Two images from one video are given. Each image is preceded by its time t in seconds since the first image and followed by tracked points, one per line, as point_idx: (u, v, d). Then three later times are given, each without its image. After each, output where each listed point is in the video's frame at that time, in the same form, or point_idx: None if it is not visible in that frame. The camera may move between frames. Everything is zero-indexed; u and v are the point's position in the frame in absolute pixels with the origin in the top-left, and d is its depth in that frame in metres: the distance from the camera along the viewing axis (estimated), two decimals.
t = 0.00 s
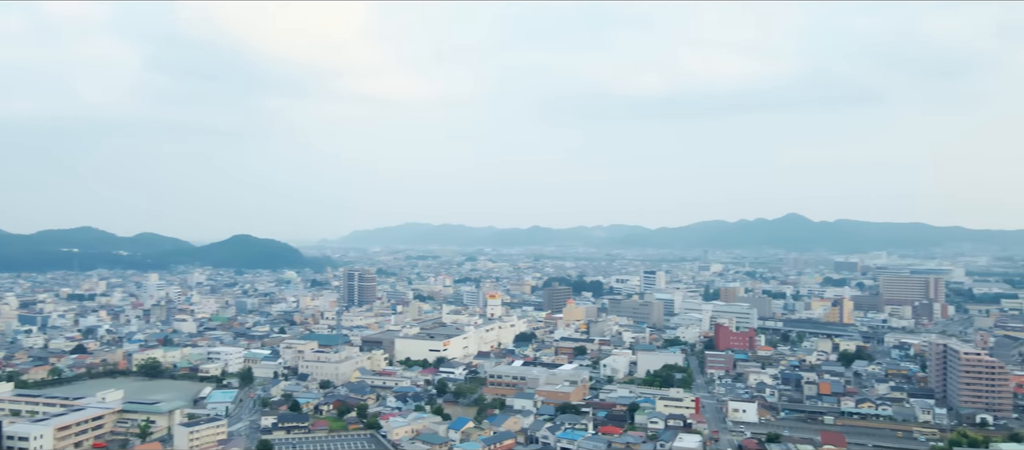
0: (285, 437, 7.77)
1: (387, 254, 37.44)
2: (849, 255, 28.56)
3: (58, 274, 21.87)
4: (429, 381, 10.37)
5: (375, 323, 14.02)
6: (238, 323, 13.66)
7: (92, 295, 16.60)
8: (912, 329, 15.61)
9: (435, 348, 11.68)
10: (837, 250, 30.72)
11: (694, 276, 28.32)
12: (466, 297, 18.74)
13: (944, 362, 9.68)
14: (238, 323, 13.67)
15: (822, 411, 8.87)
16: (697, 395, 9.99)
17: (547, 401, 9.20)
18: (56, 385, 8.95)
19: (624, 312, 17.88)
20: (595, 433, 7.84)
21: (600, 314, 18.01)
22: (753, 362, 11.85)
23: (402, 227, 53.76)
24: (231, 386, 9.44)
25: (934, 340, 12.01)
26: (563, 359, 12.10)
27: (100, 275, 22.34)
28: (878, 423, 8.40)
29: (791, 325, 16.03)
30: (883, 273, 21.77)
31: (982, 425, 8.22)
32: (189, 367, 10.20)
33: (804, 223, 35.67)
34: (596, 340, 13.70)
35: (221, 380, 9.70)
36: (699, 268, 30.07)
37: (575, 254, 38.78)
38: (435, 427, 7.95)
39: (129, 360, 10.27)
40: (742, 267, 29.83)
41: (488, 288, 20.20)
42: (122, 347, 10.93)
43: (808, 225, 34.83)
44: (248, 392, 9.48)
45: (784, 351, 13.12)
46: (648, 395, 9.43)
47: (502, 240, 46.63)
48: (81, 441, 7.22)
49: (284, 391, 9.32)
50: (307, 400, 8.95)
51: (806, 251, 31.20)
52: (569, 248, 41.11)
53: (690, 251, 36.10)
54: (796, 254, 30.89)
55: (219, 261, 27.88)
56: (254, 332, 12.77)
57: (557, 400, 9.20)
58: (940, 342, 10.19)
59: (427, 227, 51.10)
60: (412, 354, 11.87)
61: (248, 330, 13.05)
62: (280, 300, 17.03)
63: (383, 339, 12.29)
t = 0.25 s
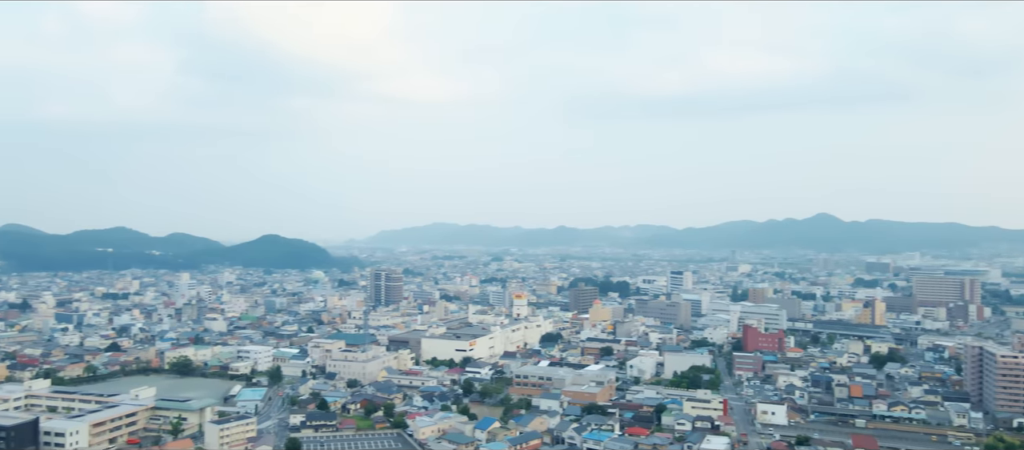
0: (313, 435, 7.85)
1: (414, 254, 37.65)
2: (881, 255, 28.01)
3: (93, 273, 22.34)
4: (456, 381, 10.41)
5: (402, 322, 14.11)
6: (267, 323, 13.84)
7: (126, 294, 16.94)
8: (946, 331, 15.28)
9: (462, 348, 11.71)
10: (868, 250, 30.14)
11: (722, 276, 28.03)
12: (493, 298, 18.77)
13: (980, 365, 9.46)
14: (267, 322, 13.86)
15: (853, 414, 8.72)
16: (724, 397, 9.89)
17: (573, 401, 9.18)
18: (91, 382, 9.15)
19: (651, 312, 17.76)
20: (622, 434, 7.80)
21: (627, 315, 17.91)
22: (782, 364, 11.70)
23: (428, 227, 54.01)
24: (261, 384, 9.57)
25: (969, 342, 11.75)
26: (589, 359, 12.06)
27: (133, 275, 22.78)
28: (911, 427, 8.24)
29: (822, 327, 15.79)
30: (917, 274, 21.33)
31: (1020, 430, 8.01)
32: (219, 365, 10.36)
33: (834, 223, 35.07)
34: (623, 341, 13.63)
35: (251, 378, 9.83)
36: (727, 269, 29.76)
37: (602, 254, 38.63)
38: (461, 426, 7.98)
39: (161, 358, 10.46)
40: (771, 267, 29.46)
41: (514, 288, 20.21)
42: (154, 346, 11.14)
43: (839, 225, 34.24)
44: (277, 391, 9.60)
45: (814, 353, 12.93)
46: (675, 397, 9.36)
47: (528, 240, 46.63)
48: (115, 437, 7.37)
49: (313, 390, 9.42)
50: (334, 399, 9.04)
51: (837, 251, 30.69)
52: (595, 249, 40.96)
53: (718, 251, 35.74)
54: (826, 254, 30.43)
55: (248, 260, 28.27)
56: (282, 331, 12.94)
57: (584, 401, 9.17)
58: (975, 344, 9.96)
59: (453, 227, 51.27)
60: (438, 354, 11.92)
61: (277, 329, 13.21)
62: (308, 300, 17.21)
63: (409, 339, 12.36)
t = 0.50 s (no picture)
0: (341, 433, 7.92)
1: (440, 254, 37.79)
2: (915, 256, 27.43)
3: (126, 273, 22.79)
4: (482, 381, 10.43)
5: (428, 322, 14.18)
6: (295, 322, 14.00)
7: (158, 293, 17.26)
8: (982, 334, 14.94)
9: (488, 348, 11.73)
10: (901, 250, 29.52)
11: (750, 277, 27.72)
12: (518, 298, 18.78)
13: (1017, 368, 9.23)
14: (295, 322, 14.01)
15: (885, 417, 8.56)
16: (753, 398, 9.78)
17: (599, 402, 9.15)
18: (125, 379, 9.33)
19: (678, 313, 17.62)
20: (648, 435, 7.76)
21: (653, 315, 17.80)
22: (812, 366, 11.53)
23: (454, 227, 54.19)
24: (289, 383, 9.68)
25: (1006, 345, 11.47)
26: (615, 360, 12.01)
27: (165, 274, 23.20)
28: (945, 431, 8.07)
29: (852, 328, 15.54)
30: (951, 275, 20.89)
31: None
32: (248, 364, 10.50)
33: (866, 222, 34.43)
34: (649, 342, 13.55)
35: (279, 377, 9.95)
36: (755, 269, 29.42)
37: (628, 254, 38.43)
38: (487, 426, 8.00)
39: (192, 356, 10.63)
40: (800, 268, 29.05)
41: (539, 288, 20.19)
42: (185, 344, 11.33)
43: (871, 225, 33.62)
44: (305, 389, 9.70)
45: (845, 355, 12.74)
46: (702, 398, 9.28)
47: (553, 240, 46.55)
48: (148, 433, 7.52)
49: (340, 388, 9.51)
50: (361, 397, 9.11)
51: (868, 252, 30.17)
52: (622, 249, 40.75)
53: (746, 252, 35.33)
54: (857, 255, 29.93)
55: (277, 260, 28.63)
56: (310, 330, 13.07)
57: (610, 402, 9.13)
58: (1012, 347, 9.72)
59: (479, 228, 51.38)
60: (464, 354, 11.96)
61: (305, 328, 13.36)
62: (335, 299, 17.37)
63: (435, 339, 12.42)
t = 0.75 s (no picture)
0: (367, 432, 7.98)
1: (465, 254, 37.92)
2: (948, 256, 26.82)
3: (158, 272, 23.20)
4: (507, 381, 10.43)
5: (453, 322, 14.22)
6: (323, 321, 14.12)
7: (188, 292, 17.53)
8: (1019, 336, 14.58)
9: (513, 348, 11.73)
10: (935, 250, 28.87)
11: (778, 278, 27.38)
12: (544, 298, 18.77)
13: None
14: (322, 321, 14.15)
15: (918, 420, 8.39)
16: (781, 401, 9.65)
17: (625, 403, 9.10)
18: (156, 377, 9.49)
19: (705, 314, 17.46)
20: (675, 437, 7.70)
21: (680, 316, 17.66)
22: (841, 368, 11.35)
23: (479, 227, 54.31)
24: (316, 382, 9.77)
25: None
26: (641, 361, 11.94)
27: (196, 273, 23.56)
28: (980, 436, 7.89)
29: (884, 330, 15.27)
30: (987, 276, 20.41)
31: None
32: (276, 362, 10.62)
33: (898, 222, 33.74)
34: (676, 342, 13.45)
35: (307, 376, 10.05)
36: (784, 270, 29.05)
37: (654, 255, 38.18)
38: (512, 426, 8.00)
39: (222, 355, 10.78)
40: (830, 269, 28.62)
41: (564, 288, 20.16)
42: (215, 343, 11.50)
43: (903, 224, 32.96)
44: (332, 388, 9.79)
45: (876, 357, 12.52)
46: (729, 400, 9.18)
47: (579, 240, 46.43)
48: (179, 430, 7.64)
49: (366, 388, 9.58)
50: (387, 397, 9.17)
51: (900, 252, 29.60)
52: (647, 249, 40.49)
53: (774, 252, 34.90)
54: (889, 255, 29.38)
55: (305, 260, 28.93)
56: (337, 329, 13.19)
57: (635, 403, 9.08)
58: None
59: (504, 228, 51.41)
60: (489, 354, 11.97)
61: (332, 327, 13.48)
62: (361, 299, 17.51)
63: (461, 339, 12.46)
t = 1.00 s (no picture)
0: (392, 431, 8.02)
1: (490, 254, 37.98)
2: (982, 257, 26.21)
3: (187, 272, 23.57)
4: (531, 381, 10.41)
5: (478, 322, 14.24)
6: (348, 321, 14.23)
7: (217, 292, 17.78)
8: None
9: (537, 348, 11.71)
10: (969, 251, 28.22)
11: (806, 278, 27.00)
12: (568, 298, 18.73)
13: None
14: (348, 321, 14.26)
15: (950, 424, 8.21)
16: (809, 403, 9.51)
17: (650, 404, 9.03)
18: (186, 375, 9.63)
19: (731, 315, 17.28)
20: (700, 438, 7.62)
21: (706, 317, 17.50)
22: (871, 370, 11.15)
23: (504, 227, 54.35)
24: (342, 381, 9.85)
25: None
26: (666, 362, 11.85)
27: (224, 273, 23.91)
28: (1015, 440, 7.69)
29: (915, 332, 14.98)
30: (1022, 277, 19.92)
31: None
32: (303, 361, 10.72)
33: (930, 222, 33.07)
34: (701, 343, 13.32)
35: (332, 375, 10.13)
36: (812, 271, 28.65)
37: (679, 255, 37.88)
38: (536, 426, 7.98)
39: (249, 353, 10.91)
40: (859, 270, 28.17)
41: (589, 289, 20.09)
42: (243, 341, 11.65)
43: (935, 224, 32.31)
44: (358, 387, 9.85)
45: (907, 359, 12.28)
46: (756, 402, 9.07)
47: (603, 240, 46.24)
48: (207, 427, 7.74)
49: (391, 387, 9.62)
50: (412, 396, 9.20)
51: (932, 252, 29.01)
52: (673, 250, 40.20)
53: (802, 253, 34.43)
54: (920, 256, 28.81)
55: (330, 260, 29.19)
56: (362, 329, 13.28)
57: (660, 404, 9.02)
58: None
59: (528, 228, 51.38)
60: (514, 354, 11.96)
61: (357, 327, 13.58)
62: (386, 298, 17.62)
63: (485, 339, 12.47)
